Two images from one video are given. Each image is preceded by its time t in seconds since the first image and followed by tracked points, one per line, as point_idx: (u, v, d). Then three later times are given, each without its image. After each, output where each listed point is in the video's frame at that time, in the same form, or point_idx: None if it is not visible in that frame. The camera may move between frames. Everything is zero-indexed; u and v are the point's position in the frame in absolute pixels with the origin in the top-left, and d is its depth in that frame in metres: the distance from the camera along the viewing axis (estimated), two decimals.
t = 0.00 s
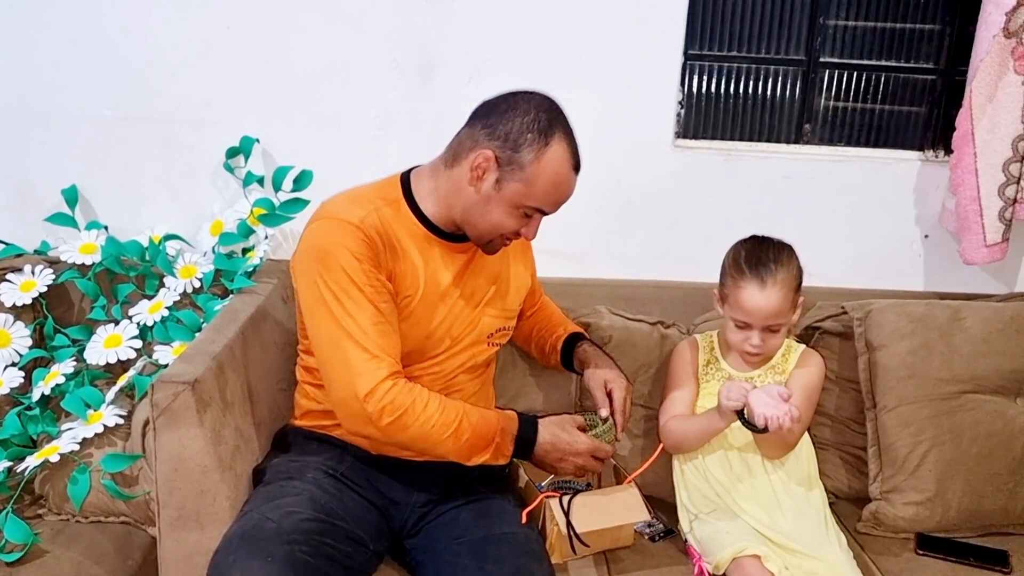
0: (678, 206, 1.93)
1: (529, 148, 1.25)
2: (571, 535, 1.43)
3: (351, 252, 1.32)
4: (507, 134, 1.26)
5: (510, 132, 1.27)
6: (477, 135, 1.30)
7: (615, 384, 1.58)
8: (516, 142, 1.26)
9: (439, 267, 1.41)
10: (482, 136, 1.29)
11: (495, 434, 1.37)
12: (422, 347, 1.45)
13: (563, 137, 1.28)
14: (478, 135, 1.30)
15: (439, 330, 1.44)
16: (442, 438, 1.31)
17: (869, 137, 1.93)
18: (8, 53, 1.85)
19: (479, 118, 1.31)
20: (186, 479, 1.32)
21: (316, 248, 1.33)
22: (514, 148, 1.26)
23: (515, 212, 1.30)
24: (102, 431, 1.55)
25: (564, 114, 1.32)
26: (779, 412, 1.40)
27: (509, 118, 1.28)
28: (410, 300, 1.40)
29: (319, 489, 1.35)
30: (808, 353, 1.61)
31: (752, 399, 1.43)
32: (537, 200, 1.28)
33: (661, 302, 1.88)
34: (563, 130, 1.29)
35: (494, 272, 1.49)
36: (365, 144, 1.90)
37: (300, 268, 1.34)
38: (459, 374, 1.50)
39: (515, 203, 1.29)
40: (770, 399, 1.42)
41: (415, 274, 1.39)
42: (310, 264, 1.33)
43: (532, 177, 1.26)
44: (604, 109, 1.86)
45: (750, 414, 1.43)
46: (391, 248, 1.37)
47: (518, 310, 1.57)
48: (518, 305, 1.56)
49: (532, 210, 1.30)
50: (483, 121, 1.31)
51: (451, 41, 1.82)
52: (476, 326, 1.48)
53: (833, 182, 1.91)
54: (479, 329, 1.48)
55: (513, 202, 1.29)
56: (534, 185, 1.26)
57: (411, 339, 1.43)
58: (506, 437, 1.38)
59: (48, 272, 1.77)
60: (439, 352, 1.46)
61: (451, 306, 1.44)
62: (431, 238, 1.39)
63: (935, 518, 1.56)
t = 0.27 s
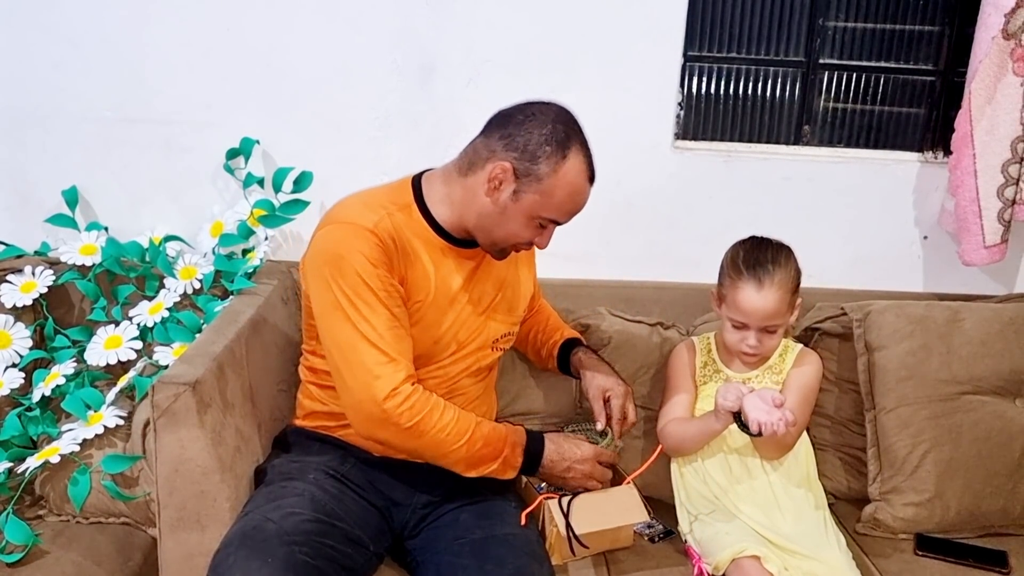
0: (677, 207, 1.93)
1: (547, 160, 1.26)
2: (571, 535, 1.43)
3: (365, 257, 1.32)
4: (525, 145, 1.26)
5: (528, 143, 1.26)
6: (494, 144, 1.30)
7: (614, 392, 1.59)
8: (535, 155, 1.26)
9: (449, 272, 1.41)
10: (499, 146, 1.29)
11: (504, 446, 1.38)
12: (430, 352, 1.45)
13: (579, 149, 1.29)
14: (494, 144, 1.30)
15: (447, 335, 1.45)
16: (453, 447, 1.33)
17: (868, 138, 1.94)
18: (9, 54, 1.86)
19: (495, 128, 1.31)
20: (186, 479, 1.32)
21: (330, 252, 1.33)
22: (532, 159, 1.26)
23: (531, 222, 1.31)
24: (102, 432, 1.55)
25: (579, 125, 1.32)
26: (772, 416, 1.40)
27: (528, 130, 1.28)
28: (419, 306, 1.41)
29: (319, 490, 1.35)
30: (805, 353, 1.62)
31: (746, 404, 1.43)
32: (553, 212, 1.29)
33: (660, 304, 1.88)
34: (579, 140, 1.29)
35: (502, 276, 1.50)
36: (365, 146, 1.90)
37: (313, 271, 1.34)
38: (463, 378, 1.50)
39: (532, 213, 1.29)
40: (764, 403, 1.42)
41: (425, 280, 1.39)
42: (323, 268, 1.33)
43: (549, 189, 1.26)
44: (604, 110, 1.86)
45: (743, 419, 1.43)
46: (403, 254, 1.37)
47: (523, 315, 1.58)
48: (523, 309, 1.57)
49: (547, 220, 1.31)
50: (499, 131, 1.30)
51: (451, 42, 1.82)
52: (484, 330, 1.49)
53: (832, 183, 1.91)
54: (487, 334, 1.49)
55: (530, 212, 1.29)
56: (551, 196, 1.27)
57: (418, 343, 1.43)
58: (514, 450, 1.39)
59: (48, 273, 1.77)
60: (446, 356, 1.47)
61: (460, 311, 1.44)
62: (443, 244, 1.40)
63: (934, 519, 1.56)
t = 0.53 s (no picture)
0: (676, 208, 1.94)
1: (549, 159, 1.26)
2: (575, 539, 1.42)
3: (373, 256, 1.32)
4: (527, 145, 1.27)
5: (530, 142, 1.27)
6: (496, 145, 1.30)
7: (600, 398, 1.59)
8: (537, 154, 1.26)
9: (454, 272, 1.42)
10: (501, 147, 1.30)
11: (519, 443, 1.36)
12: (434, 352, 1.46)
13: (581, 147, 1.29)
14: (496, 146, 1.30)
15: (451, 335, 1.45)
16: (473, 442, 1.31)
17: (867, 139, 1.94)
18: (9, 56, 1.86)
19: (497, 129, 1.32)
20: (186, 480, 1.32)
21: (337, 252, 1.33)
22: (534, 158, 1.27)
23: (535, 221, 1.31)
24: (103, 433, 1.56)
25: (581, 124, 1.32)
26: (781, 421, 1.41)
27: (529, 130, 1.28)
28: (424, 306, 1.41)
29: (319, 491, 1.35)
30: (803, 354, 1.62)
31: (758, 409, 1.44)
32: (557, 211, 1.29)
33: (659, 304, 1.89)
34: (581, 139, 1.30)
35: (505, 277, 1.51)
36: (365, 147, 1.91)
37: (320, 271, 1.35)
38: (466, 379, 1.51)
39: (535, 213, 1.30)
40: (774, 408, 1.43)
41: (431, 280, 1.40)
42: (330, 268, 1.33)
43: (552, 187, 1.27)
44: (604, 111, 1.86)
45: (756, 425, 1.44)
46: (409, 254, 1.38)
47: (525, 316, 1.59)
48: (525, 311, 1.57)
49: (552, 220, 1.31)
50: (501, 132, 1.31)
51: (450, 43, 1.82)
52: (487, 330, 1.49)
53: (831, 183, 1.92)
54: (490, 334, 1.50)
55: (533, 212, 1.29)
56: (555, 195, 1.27)
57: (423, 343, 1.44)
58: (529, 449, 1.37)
59: (48, 274, 1.78)
60: (450, 357, 1.47)
61: (464, 312, 1.45)
62: (448, 244, 1.40)
63: (933, 519, 1.56)
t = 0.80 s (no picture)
0: (674, 208, 1.94)
1: (528, 132, 1.26)
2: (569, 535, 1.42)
3: (360, 260, 1.33)
4: (505, 121, 1.28)
5: (508, 120, 1.29)
6: (479, 131, 1.33)
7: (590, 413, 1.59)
8: (514, 128, 1.28)
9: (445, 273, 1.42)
10: (483, 131, 1.32)
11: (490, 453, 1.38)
12: (428, 353, 1.46)
13: (562, 122, 1.28)
14: (479, 131, 1.33)
15: (443, 336, 1.45)
16: (450, 449, 1.33)
17: (865, 139, 1.95)
18: (8, 56, 1.86)
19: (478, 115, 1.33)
20: (185, 480, 1.32)
21: (325, 255, 1.34)
22: (512, 135, 1.28)
23: (522, 200, 1.29)
24: (102, 433, 1.56)
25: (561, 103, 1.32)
26: (786, 417, 1.41)
27: (511, 110, 1.29)
28: (415, 307, 1.41)
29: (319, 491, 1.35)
30: (803, 354, 1.63)
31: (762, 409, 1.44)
32: (542, 184, 1.27)
33: (658, 305, 1.89)
34: (563, 115, 1.29)
35: (499, 276, 1.51)
36: (363, 147, 1.91)
37: (310, 274, 1.35)
38: (462, 380, 1.51)
39: (520, 190, 1.28)
40: (778, 404, 1.43)
41: (420, 281, 1.40)
42: (318, 270, 1.34)
43: (533, 159, 1.26)
44: (602, 111, 1.87)
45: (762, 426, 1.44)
46: (398, 256, 1.38)
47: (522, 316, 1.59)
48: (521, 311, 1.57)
49: (539, 197, 1.28)
50: (485, 119, 1.33)
51: (449, 44, 1.83)
52: (481, 331, 1.49)
53: (829, 183, 1.92)
54: (484, 335, 1.50)
55: (518, 189, 1.28)
56: (536, 166, 1.26)
57: (415, 344, 1.44)
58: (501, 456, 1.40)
59: (48, 275, 1.78)
60: (444, 358, 1.47)
61: (456, 312, 1.45)
62: (437, 245, 1.41)
63: (931, 518, 1.56)
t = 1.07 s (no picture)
0: (673, 208, 1.94)
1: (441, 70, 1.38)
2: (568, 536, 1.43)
3: (315, 252, 1.32)
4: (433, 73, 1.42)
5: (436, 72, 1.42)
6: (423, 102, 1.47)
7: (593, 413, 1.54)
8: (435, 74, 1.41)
9: (418, 266, 1.42)
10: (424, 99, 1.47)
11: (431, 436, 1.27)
12: (407, 350, 1.44)
13: (478, 57, 1.37)
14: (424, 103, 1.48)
15: (420, 331, 1.44)
16: (379, 433, 1.25)
17: (864, 139, 1.95)
18: (7, 57, 1.86)
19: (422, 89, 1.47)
20: (185, 480, 1.32)
21: (288, 251, 1.34)
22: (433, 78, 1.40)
23: (434, 123, 1.35)
24: (101, 433, 1.56)
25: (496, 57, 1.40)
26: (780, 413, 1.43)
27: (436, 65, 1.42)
28: (386, 302, 1.40)
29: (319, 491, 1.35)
30: (804, 356, 1.63)
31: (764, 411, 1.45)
32: (449, 98, 1.34)
33: (657, 304, 1.89)
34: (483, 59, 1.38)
35: (484, 269, 1.50)
36: (363, 148, 1.91)
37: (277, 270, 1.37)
38: (454, 381, 1.50)
39: (433, 114, 1.36)
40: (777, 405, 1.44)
41: (387, 275, 1.40)
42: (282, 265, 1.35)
43: (441, 85, 1.36)
44: (601, 111, 1.87)
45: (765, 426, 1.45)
46: (363, 251, 1.38)
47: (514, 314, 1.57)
48: (512, 309, 1.55)
49: (450, 112, 1.34)
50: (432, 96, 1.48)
51: (448, 44, 1.83)
52: (463, 327, 1.47)
53: (828, 183, 1.92)
54: (466, 331, 1.48)
55: (432, 113, 1.36)
56: (444, 85, 1.35)
57: (392, 340, 1.43)
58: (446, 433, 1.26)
59: (47, 275, 1.78)
60: (426, 355, 1.46)
61: (433, 306, 1.44)
62: (408, 237, 1.41)
63: (930, 517, 1.56)
